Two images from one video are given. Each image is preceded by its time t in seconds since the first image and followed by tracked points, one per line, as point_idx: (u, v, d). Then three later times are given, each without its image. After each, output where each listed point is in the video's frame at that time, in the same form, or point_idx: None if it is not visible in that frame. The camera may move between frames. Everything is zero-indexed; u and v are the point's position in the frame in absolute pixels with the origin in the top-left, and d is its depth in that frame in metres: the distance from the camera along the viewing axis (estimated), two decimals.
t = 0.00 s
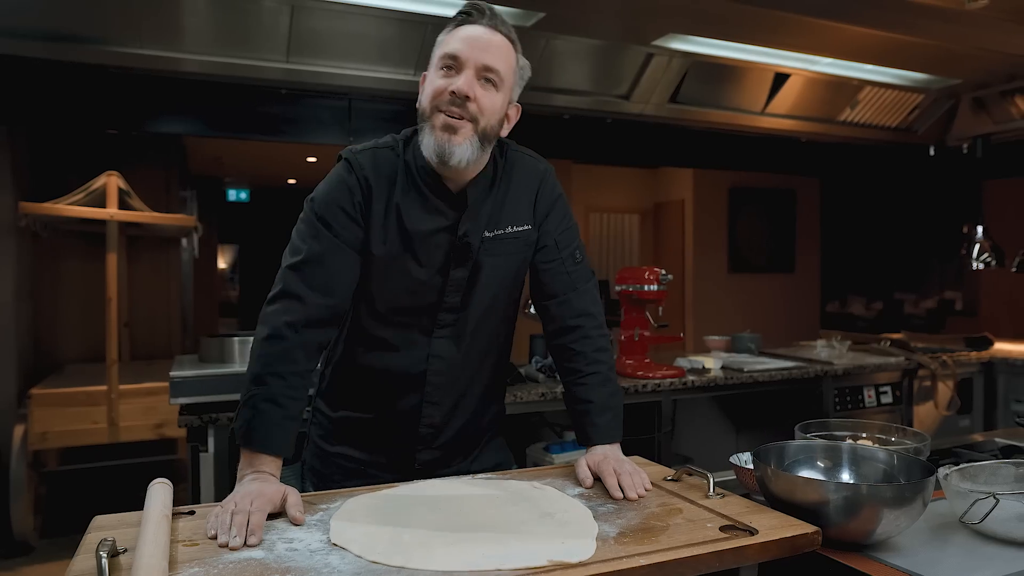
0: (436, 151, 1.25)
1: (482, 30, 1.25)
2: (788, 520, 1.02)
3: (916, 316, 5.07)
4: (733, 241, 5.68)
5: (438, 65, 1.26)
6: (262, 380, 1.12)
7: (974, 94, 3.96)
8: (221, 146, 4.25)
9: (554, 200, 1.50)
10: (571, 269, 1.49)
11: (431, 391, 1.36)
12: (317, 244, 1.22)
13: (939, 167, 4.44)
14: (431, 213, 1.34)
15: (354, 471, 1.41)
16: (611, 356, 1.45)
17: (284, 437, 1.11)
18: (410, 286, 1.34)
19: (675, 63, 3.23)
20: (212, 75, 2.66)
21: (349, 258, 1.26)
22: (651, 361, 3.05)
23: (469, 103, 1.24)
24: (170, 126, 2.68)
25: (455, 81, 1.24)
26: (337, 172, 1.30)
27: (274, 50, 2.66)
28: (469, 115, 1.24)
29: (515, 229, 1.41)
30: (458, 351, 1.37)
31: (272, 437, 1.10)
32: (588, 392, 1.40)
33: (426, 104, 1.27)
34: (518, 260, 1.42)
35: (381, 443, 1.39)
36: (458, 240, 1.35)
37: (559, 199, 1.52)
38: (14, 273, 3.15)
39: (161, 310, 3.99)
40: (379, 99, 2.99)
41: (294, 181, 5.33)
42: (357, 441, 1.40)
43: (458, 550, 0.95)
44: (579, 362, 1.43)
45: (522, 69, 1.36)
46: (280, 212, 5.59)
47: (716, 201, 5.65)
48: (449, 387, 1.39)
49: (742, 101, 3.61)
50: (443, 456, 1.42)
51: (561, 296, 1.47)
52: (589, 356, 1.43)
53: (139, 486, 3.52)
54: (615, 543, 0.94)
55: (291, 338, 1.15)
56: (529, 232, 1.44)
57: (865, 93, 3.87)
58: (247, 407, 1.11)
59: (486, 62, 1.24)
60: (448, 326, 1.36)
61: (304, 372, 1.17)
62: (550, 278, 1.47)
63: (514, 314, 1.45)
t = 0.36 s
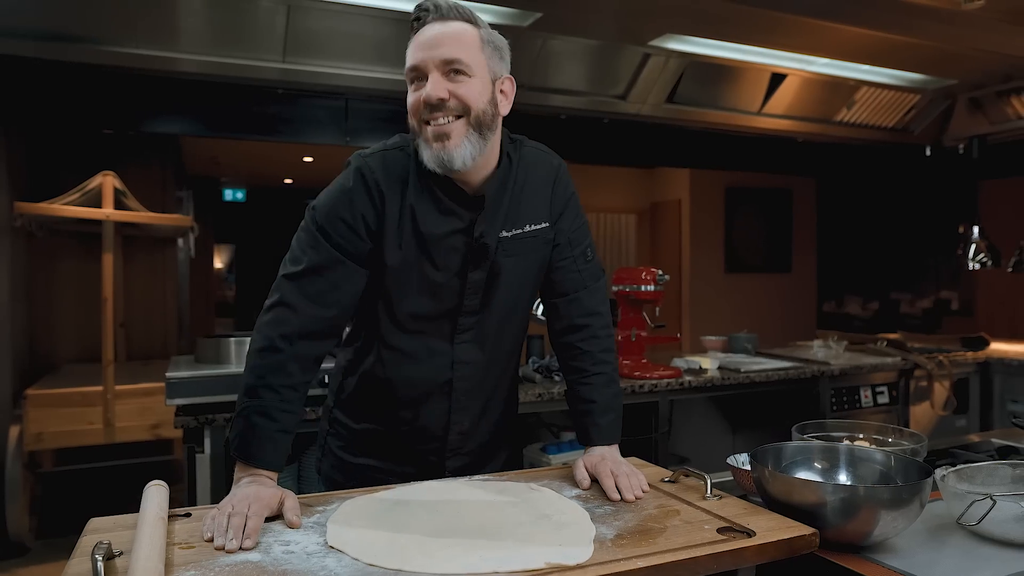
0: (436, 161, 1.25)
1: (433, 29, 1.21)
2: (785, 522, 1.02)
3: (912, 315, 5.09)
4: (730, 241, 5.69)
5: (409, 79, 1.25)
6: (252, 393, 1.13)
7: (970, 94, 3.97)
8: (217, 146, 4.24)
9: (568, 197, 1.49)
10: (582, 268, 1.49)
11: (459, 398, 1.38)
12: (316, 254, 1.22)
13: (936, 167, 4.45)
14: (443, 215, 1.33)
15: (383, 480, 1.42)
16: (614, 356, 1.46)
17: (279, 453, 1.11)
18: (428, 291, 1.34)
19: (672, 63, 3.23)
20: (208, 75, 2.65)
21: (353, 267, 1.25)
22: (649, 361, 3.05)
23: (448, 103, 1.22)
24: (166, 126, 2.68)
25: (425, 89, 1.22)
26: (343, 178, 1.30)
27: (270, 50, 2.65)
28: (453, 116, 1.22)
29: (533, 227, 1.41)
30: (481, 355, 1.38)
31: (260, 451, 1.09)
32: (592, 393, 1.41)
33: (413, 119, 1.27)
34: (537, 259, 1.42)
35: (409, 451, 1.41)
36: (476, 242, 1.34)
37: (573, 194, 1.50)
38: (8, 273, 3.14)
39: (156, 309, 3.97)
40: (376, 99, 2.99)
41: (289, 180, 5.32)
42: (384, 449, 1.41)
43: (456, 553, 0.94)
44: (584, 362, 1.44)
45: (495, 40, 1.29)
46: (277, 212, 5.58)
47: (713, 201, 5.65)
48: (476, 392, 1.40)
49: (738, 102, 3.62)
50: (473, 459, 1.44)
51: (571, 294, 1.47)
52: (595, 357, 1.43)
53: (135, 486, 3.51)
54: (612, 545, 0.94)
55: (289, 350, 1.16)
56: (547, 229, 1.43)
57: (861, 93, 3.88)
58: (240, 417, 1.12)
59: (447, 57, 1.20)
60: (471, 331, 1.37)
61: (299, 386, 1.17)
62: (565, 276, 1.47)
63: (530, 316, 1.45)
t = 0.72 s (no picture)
0: (446, 143, 1.26)
1: (446, 12, 1.21)
2: (784, 523, 1.02)
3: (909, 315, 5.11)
4: (727, 241, 5.70)
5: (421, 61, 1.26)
6: (267, 389, 1.14)
7: (967, 95, 3.98)
8: (214, 146, 4.23)
9: (575, 189, 1.49)
10: (587, 262, 1.47)
11: (474, 391, 1.36)
12: (323, 251, 1.24)
13: (933, 168, 4.46)
14: (448, 204, 1.34)
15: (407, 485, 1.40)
16: (614, 356, 1.45)
17: (290, 451, 1.12)
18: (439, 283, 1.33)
19: (670, 64, 3.24)
20: (206, 75, 2.65)
21: (359, 263, 1.27)
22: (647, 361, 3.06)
23: (460, 88, 1.22)
24: (164, 126, 2.68)
25: (437, 72, 1.22)
26: (348, 177, 1.32)
27: (268, 51, 2.65)
28: (465, 99, 1.23)
29: (541, 217, 1.41)
30: (494, 346, 1.37)
31: (273, 449, 1.10)
32: (591, 392, 1.41)
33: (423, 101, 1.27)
34: (547, 249, 1.41)
35: (429, 452, 1.38)
36: (481, 228, 1.34)
37: (581, 187, 1.50)
38: (5, 274, 3.13)
39: (153, 310, 3.96)
40: (373, 99, 2.99)
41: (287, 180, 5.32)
42: (405, 451, 1.40)
43: (457, 554, 0.94)
44: (584, 361, 1.43)
45: (507, 26, 1.29)
46: (275, 212, 5.57)
47: (711, 200, 5.66)
48: (491, 385, 1.38)
49: (736, 102, 3.62)
50: (493, 456, 1.41)
51: (577, 289, 1.46)
52: (596, 356, 1.43)
53: (133, 487, 3.51)
54: (612, 546, 0.95)
55: (299, 344, 1.17)
56: (557, 219, 1.44)
57: (859, 94, 3.89)
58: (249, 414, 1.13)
59: (461, 41, 1.21)
60: (483, 320, 1.35)
61: (311, 383, 1.17)
62: (573, 267, 1.46)
63: (540, 308, 1.44)
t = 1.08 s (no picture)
0: (465, 182, 1.30)
1: (465, 59, 1.15)
2: (784, 529, 1.03)
3: (906, 316, 5.13)
4: (725, 242, 5.70)
5: (435, 101, 1.21)
6: (263, 389, 1.13)
7: (965, 97, 3.99)
8: (212, 147, 4.22)
9: (565, 200, 1.51)
10: (577, 271, 1.51)
11: (457, 391, 1.38)
12: (320, 253, 1.21)
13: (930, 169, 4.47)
14: (454, 214, 1.35)
15: (382, 485, 1.42)
16: (607, 361, 1.46)
17: (285, 449, 1.12)
18: (434, 286, 1.34)
19: (668, 66, 3.24)
20: (204, 77, 2.65)
21: (356, 266, 1.25)
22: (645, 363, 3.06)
23: (483, 136, 1.22)
24: (161, 128, 2.68)
25: (458, 121, 1.20)
26: (349, 180, 1.30)
27: (267, 52, 2.65)
28: (485, 145, 1.24)
29: (534, 227, 1.42)
30: (482, 349, 1.38)
31: (268, 447, 1.10)
32: (587, 398, 1.42)
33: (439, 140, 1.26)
34: (539, 258, 1.43)
35: (407, 449, 1.41)
36: (485, 236, 1.36)
37: (571, 199, 1.53)
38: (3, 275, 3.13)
39: (151, 311, 3.96)
40: (371, 101, 3.00)
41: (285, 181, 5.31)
42: (383, 450, 1.41)
43: (457, 561, 0.94)
44: (578, 367, 1.44)
45: (514, 52, 1.25)
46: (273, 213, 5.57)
47: (709, 201, 5.67)
48: (475, 385, 1.40)
49: (734, 104, 3.63)
50: (469, 456, 1.43)
51: (568, 298, 1.49)
52: (589, 362, 1.44)
53: (131, 488, 3.51)
54: (613, 552, 0.95)
55: (295, 344, 1.16)
56: (548, 230, 1.44)
57: (856, 96, 3.89)
58: (248, 413, 1.12)
59: (483, 92, 1.17)
60: (473, 324, 1.37)
61: (306, 383, 1.16)
62: (562, 275, 1.49)
63: (528, 316, 1.45)
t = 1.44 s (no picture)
0: (465, 202, 1.32)
1: (465, 90, 1.14)
2: (781, 532, 1.03)
3: (903, 316, 5.15)
4: (723, 243, 5.71)
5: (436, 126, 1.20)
6: (261, 393, 1.13)
7: (961, 99, 4.01)
8: (209, 148, 4.22)
9: (560, 210, 1.54)
10: (571, 277, 1.53)
11: (463, 398, 1.39)
12: (320, 262, 1.23)
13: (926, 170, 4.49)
14: (455, 225, 1.36)
15: (382, 488, 1.42)
16: (602, 363, 1.47)
17: (285, 454, 1.12)
18: (439, 295, 1.35)
19: (665, 68, 3.24)
20: (202, 79, 2.65)
21: (356, 275, 1.27)
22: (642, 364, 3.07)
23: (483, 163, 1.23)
24: (158, 130, 2.69)
25: (458, 148, 1.20)
26: (350, 192, 1.32)
27: (265, 55, 2.65)
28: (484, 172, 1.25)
29: (534, 236, 1.44)
30: (485, 357, 1.40)
31: (267, 451, 1.10)
32: (583, 397, 1.41)
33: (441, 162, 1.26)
34: (537, 266, 1.45)
35: (410, 453, 1.41)
36: (485, 246, 1.38)
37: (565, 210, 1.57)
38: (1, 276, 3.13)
39: (149, 312, 3.95)
40: (369, 103, 3.01)
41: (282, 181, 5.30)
42: (384, 453, 1.42)
43: (456, 564, 0.95)
44: (573, 367, 1.45)
45: (517, 77, 1.24)
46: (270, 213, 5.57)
47: (706, 201, 5.68)
48: (478, 392, 1.42)
49: (731, 106, 3.63)
50: (470, 461, 1.45)
51: (559, 304, 1.50)
52: (584, 362, 1.45)
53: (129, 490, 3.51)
54: (611, 556, 0.95)
55: (295, 349, 1.16)
56: (546, 239, 1.47)
57: (854, 97, 3.90)
58: (247, 417, 1.12)
59: (483, 123, 1.17)
60: (477, 332, 1.39)
61: (304, 386, 1.16)
62: (560, 283, 1.51)
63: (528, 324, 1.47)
